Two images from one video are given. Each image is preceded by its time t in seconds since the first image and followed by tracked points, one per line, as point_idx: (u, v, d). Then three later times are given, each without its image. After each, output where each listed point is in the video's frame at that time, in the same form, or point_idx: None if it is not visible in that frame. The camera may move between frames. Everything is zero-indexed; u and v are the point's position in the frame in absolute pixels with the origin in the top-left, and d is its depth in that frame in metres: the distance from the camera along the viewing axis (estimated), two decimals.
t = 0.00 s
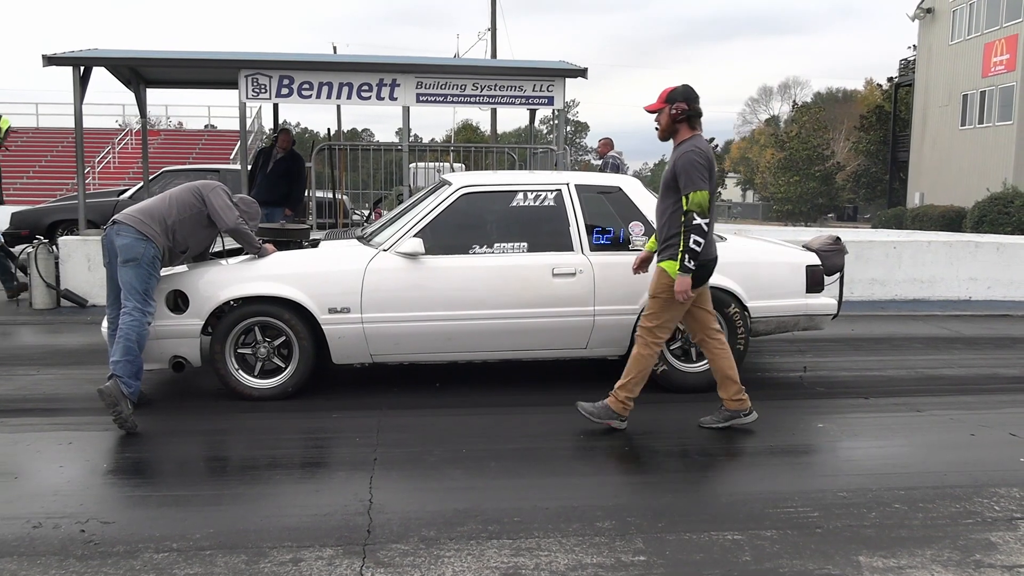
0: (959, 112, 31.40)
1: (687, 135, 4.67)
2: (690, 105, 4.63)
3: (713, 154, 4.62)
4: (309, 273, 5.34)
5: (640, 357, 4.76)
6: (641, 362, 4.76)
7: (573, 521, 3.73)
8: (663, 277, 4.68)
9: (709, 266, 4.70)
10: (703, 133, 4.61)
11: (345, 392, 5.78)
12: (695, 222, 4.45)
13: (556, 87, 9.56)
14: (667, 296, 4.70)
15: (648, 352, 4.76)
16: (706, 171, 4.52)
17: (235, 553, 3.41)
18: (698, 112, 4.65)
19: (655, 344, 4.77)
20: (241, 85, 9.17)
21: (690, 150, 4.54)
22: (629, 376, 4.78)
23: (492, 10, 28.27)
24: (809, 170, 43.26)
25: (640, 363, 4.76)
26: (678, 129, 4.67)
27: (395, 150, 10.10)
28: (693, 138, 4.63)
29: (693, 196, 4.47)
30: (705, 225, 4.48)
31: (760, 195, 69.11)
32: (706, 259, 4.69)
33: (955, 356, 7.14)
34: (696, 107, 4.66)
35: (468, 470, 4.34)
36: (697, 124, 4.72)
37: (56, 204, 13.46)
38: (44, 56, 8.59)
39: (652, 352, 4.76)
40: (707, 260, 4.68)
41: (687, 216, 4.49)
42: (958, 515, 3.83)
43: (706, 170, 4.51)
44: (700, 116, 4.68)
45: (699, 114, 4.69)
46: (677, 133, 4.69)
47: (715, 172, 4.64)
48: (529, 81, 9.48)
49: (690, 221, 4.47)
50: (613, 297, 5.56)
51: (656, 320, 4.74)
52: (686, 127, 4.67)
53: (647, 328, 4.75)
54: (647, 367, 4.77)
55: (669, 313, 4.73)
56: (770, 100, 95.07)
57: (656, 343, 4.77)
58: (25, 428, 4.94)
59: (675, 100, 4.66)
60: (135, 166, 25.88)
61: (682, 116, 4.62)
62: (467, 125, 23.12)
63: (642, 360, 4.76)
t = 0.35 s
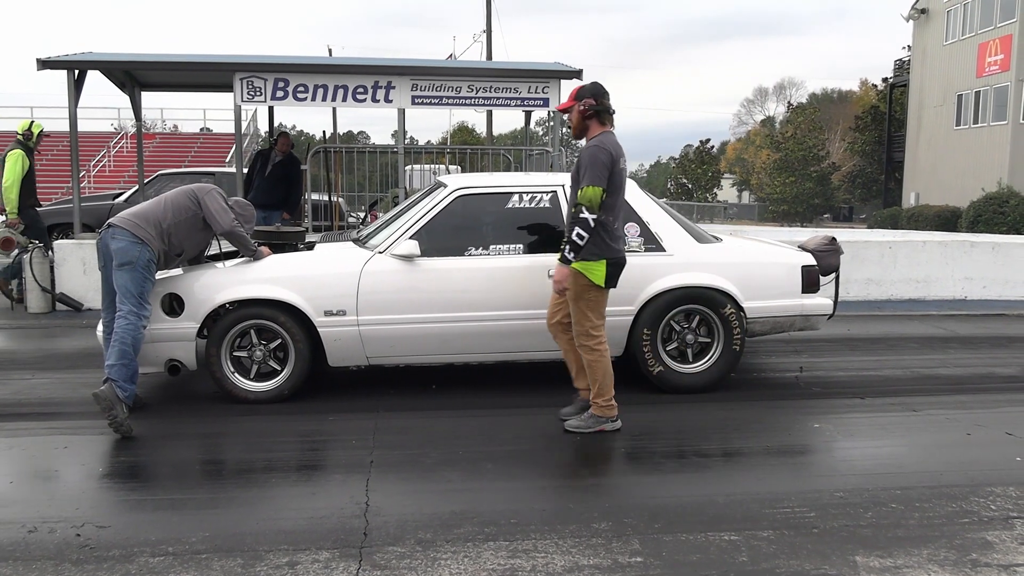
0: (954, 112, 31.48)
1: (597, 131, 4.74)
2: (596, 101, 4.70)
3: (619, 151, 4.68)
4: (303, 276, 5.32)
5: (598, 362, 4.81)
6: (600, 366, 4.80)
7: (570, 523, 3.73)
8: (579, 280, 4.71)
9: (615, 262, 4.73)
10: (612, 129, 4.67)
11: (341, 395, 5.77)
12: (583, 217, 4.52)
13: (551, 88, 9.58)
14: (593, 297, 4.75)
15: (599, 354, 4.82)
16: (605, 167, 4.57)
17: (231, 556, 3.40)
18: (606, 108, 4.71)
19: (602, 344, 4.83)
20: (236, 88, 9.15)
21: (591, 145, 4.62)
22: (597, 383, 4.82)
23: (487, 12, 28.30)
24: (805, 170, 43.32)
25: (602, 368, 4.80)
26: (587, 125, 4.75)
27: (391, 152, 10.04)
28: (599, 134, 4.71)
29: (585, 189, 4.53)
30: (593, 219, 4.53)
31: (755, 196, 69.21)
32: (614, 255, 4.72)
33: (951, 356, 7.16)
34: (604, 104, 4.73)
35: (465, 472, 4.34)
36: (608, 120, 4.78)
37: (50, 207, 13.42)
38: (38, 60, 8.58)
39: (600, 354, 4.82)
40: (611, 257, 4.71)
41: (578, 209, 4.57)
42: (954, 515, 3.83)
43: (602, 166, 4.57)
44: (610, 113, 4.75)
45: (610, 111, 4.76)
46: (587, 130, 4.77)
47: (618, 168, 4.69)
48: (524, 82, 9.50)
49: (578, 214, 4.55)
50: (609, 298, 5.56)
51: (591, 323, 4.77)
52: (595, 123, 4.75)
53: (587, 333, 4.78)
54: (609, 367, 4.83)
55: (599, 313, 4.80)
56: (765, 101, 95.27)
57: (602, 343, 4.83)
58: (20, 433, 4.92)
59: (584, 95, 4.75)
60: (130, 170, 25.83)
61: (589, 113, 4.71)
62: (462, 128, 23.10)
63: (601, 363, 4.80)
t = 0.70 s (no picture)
0: (950, 112, 31.51)
1: (511, 136, 4.73)
2: (509, 106, 4.69)
3: (530, 155, 4.65)
4: (300, 277, 5.32)
5: (536, 356, 4.82)
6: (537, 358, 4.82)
7: (567, 523, 3.72)
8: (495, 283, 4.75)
9: (526, 265, 4.75)
10: (525, 133, 4.65)
11: (338, 395, 5.77)
12: (487, 216, 4.49)
13: (548, 89, 9.59)
14: (510, 298, 4.77)
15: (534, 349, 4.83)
16: (516, 170, 4.56)
17: (228, 558, 3.40)
18: (519, 112, 4.70)
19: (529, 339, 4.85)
20: (232, 89, 9.14)
21: (503, 149, 4.61)
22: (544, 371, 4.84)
23: (483, 13, 28.30)
24: (802, 170, 43.35)
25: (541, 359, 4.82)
26: (502, 131, 4.73)
27: (388, 152, 10.05)
28: (512, 139, 4.69)
29: (493, 191, 4.51)
30: (498, 220, 4.51)
31: (752, 196, 69.30)
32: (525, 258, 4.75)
33: (948, 355, 7.16)
34: (518, 108, 4.71)
35: (462, 473, 4.33)
36: (523, 125, 4.76)
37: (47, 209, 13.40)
38: (34, 61, 8.56)
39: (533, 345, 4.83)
40: (520, 260, 4.74)
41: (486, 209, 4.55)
42: (952, 514, 3.84)
43: (512, 169, 4.54)
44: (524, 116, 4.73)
45: (525, 115, 4.74)
46: (502, 135, 4.75)
47: (530, 172, 4.68)
48: (521, 83, 9.51)
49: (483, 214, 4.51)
50: (607, 298, 5.56)
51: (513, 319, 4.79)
52: (510, 128, 4.73)
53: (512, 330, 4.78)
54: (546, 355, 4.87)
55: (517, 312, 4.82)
56: (762, 101, 95.39)
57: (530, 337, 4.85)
58: (16, 435, 4.91)
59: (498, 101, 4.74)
60: (127, 171, 25.79)
61: (505, 118, 4.68)
62: (460, 129, 23.10)
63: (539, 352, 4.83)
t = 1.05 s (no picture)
0: (952, 112, 31.50)
1: (442, 133, 4.74)
2: (439, 102, 4.72)
3: (464, 151, 4.67)
4: (300, 276, 5.32)
5: (405, 357, 4.79)
6: (406, 361, 4.79)
7: (566, 523, 3.72)
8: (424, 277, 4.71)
9: (455, 260, 4.69)
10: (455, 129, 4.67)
11: (338, 395, 5.77)
12: (434, 216, 4.50)
13: (549, 89, 9.59)
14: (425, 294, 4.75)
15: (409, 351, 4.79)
16: (450, 164, 4.57)
17: (228, 557, 3.40)
18: (449, 109, 4.72)
19: (417, 342, 4.79)
20: (234, 88, 9.14)
21: (435, 146, 4.61)
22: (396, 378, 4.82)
23: (485, 13, 28.31)
24: (803, 170, 43.33)
25: (406, 363, 4.79)
26: (433, 128, 4.75)
27: (389, 152, 10.05)
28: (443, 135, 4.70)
29: (434, 189, 4.52)
30: (446, 217, 4.52)
31: (753, 196, 69.26)
32: (455, 253, 4.70)
33: (948, 356, 7.16)
34: (447, 105, 4.74)
35: (462, 472, 4.33)
36: (453, 122, 4.77)
37: (48, 208, 13.41)
38: (36, 60, 8.56)
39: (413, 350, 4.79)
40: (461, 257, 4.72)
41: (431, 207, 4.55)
42: (952, 515, 3.83)
43: (445, 164, 4.54)
44: (456, 113, 4.76)
45: (457, 111, 4.77)
46: (433, 133, 4.76)
47: (464, 168, 4.68)
48: (522, 83, 9.51)
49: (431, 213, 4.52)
50: (607, 298, 5.56)
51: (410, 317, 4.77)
52: (440, 125, 4.74)
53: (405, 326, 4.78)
54: (412, 367, 4.82)
55: (429, 310, 4.77)
56: (764, 102, 95.40)
57: (419, 341, 4.80)
58: (16, 433, 4.91)
59: (426, 100, 4.77)
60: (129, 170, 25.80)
61: (433, 115, 4.70)
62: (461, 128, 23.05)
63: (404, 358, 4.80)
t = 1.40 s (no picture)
0: (957, 109, 31.39)
1: (380, 133, 4.76)
2: (374, 102, 4.73)
3: (398, 149, 4.69)
4: (303, 276, 5.32)
5: (377, 360, 4.83)
6: (379, 364, 4.82)
7: (570, 522, 3.72)
8: (365, 275, 4.75)
9: (396, 258, 4.74)
10: (390, 129, 4.70)
11: (342, 395, 5.78)
12: (363, 211, 4.60)
13: (551, 88, 9.60)
14: (378, 293, 4.80)
15: (378, 352, 4.84)
16: (381, 164, 4.60)
17: (233, 557, 3.40)
18: (385, 108, 4.73)
19: (381, 342, 4.85)
20: (237, 89, 9.15)
21: (369, 145, 4.66)
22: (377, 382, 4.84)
23: (488, 13, 28.33)
24: (808, 168, 43.24)
25: (380, 365, 4.82)
26: (371, 127, 4.77)
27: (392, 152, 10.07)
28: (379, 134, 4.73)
29: (364, 186, 4.60)
30: (373, 213, 4.62)
31: (759, 194, 69.08)
32: (393, 251, 4.73)
33: (954, 353, 7.14)
34: (384, 104, 4.75)
35: (466, 472, 4.33)
36: (391, 121, 4.78)
37: (52, 210, 13.45)
38: (40, 62, 8.59)
39: (381, 351, 4.84)
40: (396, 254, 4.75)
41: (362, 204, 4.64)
42: (957, 513, 3.82)
43: (377, 162, 4.59)
44: (394, 112, 4.76)
45: (396, 110, 4.78)
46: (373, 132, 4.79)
47: (400, 166, 4.70)
48: (525, 82, 9.51)
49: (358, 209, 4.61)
50: (611, 297, 5.55)
51: (371, 319, 4.81)
52: (378, 124, 4.76)
53: (369, 330, 4.81)
54: (388, 366, 4.86)
55: (381, 310, 4.84)
56: (768, 99, 95.20)
57: (382, 340, 4.86)
58: (22, 434, 4.93)
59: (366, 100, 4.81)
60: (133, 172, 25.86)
61: (370, 115, 4.72)
62: (466, 128, 23.05)
63: (380, 361, 4.83)
